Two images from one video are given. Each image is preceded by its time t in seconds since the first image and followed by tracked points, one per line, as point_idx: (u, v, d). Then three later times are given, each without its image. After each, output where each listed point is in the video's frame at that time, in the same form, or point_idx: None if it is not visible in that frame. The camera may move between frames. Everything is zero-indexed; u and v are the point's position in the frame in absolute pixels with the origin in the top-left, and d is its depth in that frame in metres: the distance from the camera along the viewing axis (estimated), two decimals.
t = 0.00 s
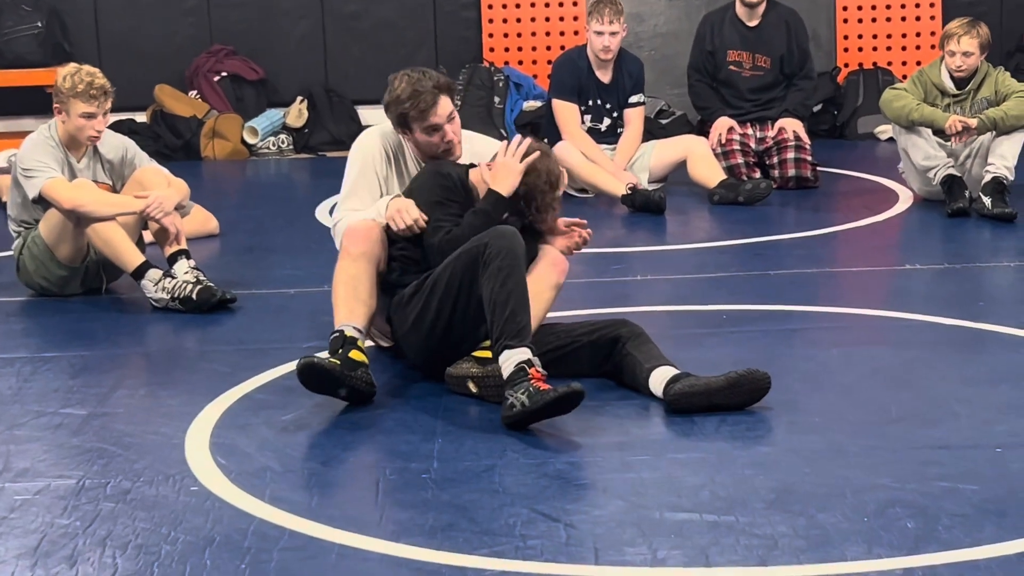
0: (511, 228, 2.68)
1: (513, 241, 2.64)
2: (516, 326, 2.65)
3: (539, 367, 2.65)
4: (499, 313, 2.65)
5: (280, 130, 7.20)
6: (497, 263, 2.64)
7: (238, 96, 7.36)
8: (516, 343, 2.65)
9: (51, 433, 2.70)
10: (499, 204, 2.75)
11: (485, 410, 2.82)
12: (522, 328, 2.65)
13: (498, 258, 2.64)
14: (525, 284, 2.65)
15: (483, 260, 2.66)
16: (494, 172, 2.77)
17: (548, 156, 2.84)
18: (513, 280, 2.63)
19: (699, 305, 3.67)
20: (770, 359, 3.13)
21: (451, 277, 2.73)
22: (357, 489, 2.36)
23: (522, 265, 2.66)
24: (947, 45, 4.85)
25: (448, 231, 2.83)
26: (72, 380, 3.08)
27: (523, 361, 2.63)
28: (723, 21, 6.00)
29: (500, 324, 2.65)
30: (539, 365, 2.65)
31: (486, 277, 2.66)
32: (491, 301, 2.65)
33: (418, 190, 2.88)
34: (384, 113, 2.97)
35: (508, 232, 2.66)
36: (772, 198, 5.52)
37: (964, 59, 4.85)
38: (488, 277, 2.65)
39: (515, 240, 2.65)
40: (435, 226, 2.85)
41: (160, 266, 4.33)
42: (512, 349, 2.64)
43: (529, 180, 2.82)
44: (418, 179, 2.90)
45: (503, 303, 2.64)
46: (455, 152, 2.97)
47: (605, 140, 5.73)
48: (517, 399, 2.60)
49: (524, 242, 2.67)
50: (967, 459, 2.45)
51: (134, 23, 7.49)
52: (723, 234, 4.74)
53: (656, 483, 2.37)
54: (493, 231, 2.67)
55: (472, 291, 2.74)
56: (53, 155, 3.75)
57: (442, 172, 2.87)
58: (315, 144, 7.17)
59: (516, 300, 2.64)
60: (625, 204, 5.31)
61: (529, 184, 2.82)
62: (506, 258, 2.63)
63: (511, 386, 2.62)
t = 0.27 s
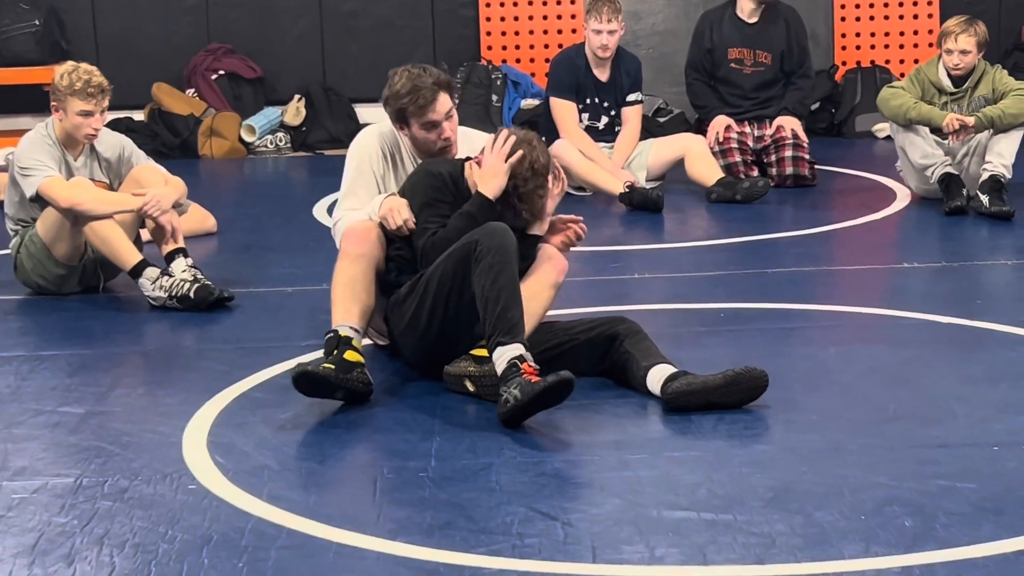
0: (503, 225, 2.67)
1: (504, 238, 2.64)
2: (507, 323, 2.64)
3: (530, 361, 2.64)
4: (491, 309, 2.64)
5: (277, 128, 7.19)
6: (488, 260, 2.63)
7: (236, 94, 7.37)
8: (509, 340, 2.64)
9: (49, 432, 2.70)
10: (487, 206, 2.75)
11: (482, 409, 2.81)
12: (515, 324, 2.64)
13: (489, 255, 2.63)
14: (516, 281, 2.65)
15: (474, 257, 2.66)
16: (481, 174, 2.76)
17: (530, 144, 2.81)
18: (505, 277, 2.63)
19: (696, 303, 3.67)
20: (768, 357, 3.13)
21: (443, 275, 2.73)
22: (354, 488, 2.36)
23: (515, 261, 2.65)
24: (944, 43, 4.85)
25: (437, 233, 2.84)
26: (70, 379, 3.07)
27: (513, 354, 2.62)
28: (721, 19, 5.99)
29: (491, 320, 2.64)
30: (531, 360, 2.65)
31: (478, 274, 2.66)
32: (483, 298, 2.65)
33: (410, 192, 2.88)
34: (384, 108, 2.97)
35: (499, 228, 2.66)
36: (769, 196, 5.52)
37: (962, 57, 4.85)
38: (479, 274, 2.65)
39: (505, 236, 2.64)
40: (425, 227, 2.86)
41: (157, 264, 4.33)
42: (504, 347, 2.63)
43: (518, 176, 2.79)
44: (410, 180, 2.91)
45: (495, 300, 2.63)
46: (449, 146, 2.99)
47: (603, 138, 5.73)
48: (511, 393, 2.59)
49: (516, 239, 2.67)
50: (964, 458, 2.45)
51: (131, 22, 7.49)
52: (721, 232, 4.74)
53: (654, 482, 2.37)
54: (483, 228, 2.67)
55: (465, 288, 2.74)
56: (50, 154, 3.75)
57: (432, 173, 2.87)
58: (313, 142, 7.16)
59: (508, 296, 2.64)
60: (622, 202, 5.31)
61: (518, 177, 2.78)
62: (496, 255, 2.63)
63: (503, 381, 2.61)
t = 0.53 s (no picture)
0: (495, 212, 2.66)
1: (496, 225, 2.63)
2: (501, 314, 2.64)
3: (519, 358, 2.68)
4: (484, 298, 2.65)
5: (276, 127, 7.19)
6: (480, 249, 2.63)
7: (235, 92, 7.37)
8: (498, 332, 2.66)
9: (48, 431, 2.70)
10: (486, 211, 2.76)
11: (481, 407, 2.81)
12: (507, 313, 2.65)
13: (481, 244, 2.63)
14: (509, 269, 2.64)
15: (467, 246, 2.66)
16: (483, 185, 2.75)
17: (520, 132, 2.79)
18: (498, 265, 2.62)
19: (696, 302, 3.67)
20: (768, 356, 3.13)
21: (438, 269, 2.73)
22: (353, 487, 2.36)
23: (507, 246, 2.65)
24: (943, 42, 4.85)
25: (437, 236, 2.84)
26: (69, 377, 3.07)
27: (501, 350, 2.65)
28: (721, 17, 5.99)
29: (483, 311, 2.66)
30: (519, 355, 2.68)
31: (471, 264, 2.65)
32: (477, 289, 2.65)
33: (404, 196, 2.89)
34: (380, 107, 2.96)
35: (490, 216, 2.65)
36: (768, 195, 5.52)
37: (960, 56, 4.85)
38: (472, 262, 2.65)
39: (498, 223, 2.63)
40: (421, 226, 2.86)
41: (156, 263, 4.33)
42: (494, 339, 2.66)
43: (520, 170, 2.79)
44: (408, 181, 2.89)
45: (488, 290, 2.64)
46: (442, 150, 2.98)
47: (602, 136, 5.73)
48: (497, 389, 2.63)
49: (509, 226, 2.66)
50: (963, 456, 2.45)
51: (130, 20, 7.49)
52: (719, 231, 4.74)
53: (653, 481, 2.37)
54: (476, 216, 2.66)
55: (460, 280, 2.74)
56: (49, 152, 3.74)
57: (428, 172, 2.86)
58: (311, 141, 7.17)
59: (501, 284, 2.64)
60: (621, 200, 5.32)
61: (526, 166, 2.79)
62: (489, 243, 2.62)
63: (492, 375, 2.65)
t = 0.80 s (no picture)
0: (496, 212, 2.67)
1: (498, 225, 2.63)
2: (501, 314, 2.66)
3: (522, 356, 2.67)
4: (485, 299, 2.65)
5: (275, 125, 7.19)
6: (482, 249, 2.63)
7: (234, 91, 7.36)
8: (500, 332, 2.66)
9: (47, 430, 2.70)
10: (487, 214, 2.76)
11: (480, 406, 2.81)
12: (506, 313, 2.66)
13: (483, 244, 2.63)
14: (510, 269, 2.65)
15: (468, 246, 2.66)
16: (489, 189, 2.75)
17: (520, 127, 2.77)
18: (498, 265, 2.63)
19: (695, 301, 3.67)
20: (767, 355, 3.13)
21: (439, 268, 2.73)
22: (352, 486, 2.36)
23: (508, 246, 2.65)
24: (943, 40, 4.85)
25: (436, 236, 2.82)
26: (68, 377, 3.07)
27: (506, 350, 2.65)
28: (721, 16, 5.99)
29: (485, 311, 2.66)
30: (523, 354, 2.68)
31: (472, 263, 2.66)
32: (477, 288, 2.66)
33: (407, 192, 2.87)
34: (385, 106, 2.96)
35: (492, 215, 2.65)
36: (768, 194, 5.52)
37: (960, 55, 4.85)
38: (473, 262, 2.65)
39: (499, 223, 2.63)
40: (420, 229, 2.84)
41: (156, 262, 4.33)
42: (496, 339, 2.66)
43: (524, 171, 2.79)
44: (406, 180, 2.89)
45: (490, 290, 2.64)
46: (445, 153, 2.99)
47: (602, 135, 5.73)
48: (501, 389, 2.63)
49: (510, 225, 2.66)
50: (963, 456, 2.45)
51: (130, 19, 7.48)
52: (719, 230, 4.74)
53: (652, 480, 2.38)
54: (477, 215, 2.66)
55: (460, 280, 2.74)
56: (49, 151, 3.74)
57: (427, 172, 2.85)
58: (311, 140, 7.17)
59: (501, 284, 2.64)
60: (621, 199, 5.32)
61: (528, 160, 2.78)
62: (491, 243, 2.63)
63: (495, 375, 2.65)
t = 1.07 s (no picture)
0: (492, 207, 2.66)
1: (493, 220, 2.63)
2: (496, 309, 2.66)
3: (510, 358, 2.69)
4: (479, 294, 2.66)
5: (275, 123, 7.19)
6: (477, 244, 2.62)
7: (234, 89, 7.36)
8: (490, 329, 2.68)
9: (47, 427, 2.70)
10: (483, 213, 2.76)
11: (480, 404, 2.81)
12: (498, 309, 2.67)
13: (477, 240, 2.63)
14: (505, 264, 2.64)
15: (464, 241, 2.66)
16: (495, 198, 2.71)
17: (518, 120, 2.73)
18: (493, 261, 2.63)
19: (695, 299, 3.67)
20: (766, 352, 3.14)
21: (436, 264, 2.73)
22: (352, 483, 2.36)
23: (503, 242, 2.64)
24: (944, 38, 4.85)
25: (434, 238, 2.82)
26: (68, 374, 3.07)
27: (492, 351, 2.66)
28: (722, 15, 5.99)
29: (475, 307, 2.67)
30: (511, 354, 2.70)
31: (467, 258, 2.65)
32: (472, 284, 2.66)
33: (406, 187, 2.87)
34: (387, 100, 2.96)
35: (487, 211, 2.65)
36: (767, 192, 5.52)
37: (960, 53, 4.84)
38: (468, 257, 2.65)
39: (495, 218, 2.63)
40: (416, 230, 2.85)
41: (156, 259, 4.33)
42: (485, 335, 2.68)
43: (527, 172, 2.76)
44: (405, 175, 2.89)
45: (484, 285, 2.64)
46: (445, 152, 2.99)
47: (602, 133, 5.73)
48: (485, 389, 2.66)
49: (505, 220, 2.65)
50: (963, 453, 2.45)
51: (130, 17, 7.48)
52: (719, 228, 4.75)
53: (653, 477, 2.38)
54: (472, 211, 2.66)
55: (457, 276, 2.74)
56: (49, 148, 3.74)
57: (425, 169, 2.85)
58: (312, 138, 7.18)
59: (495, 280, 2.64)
60: (621, 197, 5.32)
61: (528, 153, 2.74)
62: (486, 238, 2.62)
63: (482, 374, 2.67)
